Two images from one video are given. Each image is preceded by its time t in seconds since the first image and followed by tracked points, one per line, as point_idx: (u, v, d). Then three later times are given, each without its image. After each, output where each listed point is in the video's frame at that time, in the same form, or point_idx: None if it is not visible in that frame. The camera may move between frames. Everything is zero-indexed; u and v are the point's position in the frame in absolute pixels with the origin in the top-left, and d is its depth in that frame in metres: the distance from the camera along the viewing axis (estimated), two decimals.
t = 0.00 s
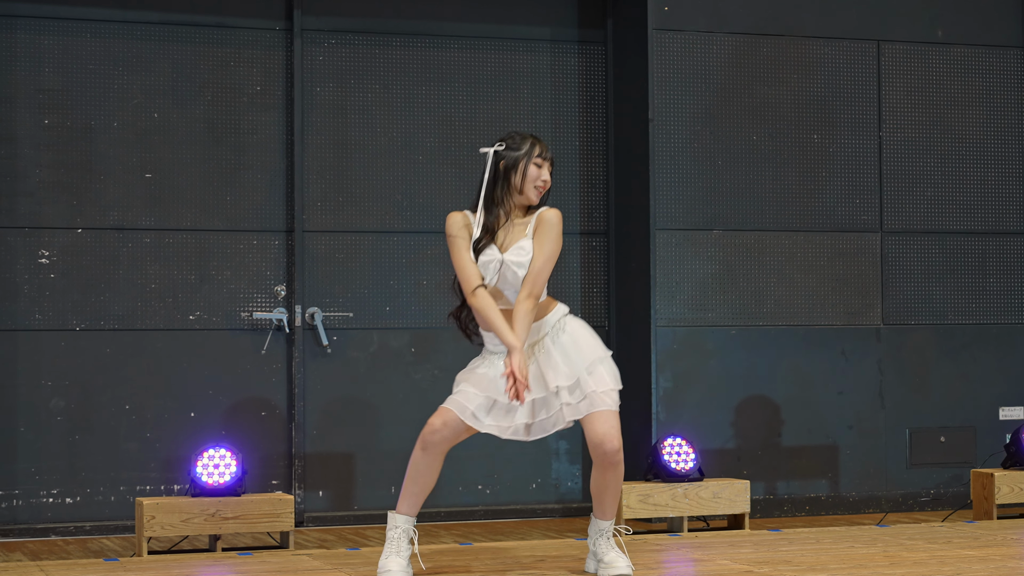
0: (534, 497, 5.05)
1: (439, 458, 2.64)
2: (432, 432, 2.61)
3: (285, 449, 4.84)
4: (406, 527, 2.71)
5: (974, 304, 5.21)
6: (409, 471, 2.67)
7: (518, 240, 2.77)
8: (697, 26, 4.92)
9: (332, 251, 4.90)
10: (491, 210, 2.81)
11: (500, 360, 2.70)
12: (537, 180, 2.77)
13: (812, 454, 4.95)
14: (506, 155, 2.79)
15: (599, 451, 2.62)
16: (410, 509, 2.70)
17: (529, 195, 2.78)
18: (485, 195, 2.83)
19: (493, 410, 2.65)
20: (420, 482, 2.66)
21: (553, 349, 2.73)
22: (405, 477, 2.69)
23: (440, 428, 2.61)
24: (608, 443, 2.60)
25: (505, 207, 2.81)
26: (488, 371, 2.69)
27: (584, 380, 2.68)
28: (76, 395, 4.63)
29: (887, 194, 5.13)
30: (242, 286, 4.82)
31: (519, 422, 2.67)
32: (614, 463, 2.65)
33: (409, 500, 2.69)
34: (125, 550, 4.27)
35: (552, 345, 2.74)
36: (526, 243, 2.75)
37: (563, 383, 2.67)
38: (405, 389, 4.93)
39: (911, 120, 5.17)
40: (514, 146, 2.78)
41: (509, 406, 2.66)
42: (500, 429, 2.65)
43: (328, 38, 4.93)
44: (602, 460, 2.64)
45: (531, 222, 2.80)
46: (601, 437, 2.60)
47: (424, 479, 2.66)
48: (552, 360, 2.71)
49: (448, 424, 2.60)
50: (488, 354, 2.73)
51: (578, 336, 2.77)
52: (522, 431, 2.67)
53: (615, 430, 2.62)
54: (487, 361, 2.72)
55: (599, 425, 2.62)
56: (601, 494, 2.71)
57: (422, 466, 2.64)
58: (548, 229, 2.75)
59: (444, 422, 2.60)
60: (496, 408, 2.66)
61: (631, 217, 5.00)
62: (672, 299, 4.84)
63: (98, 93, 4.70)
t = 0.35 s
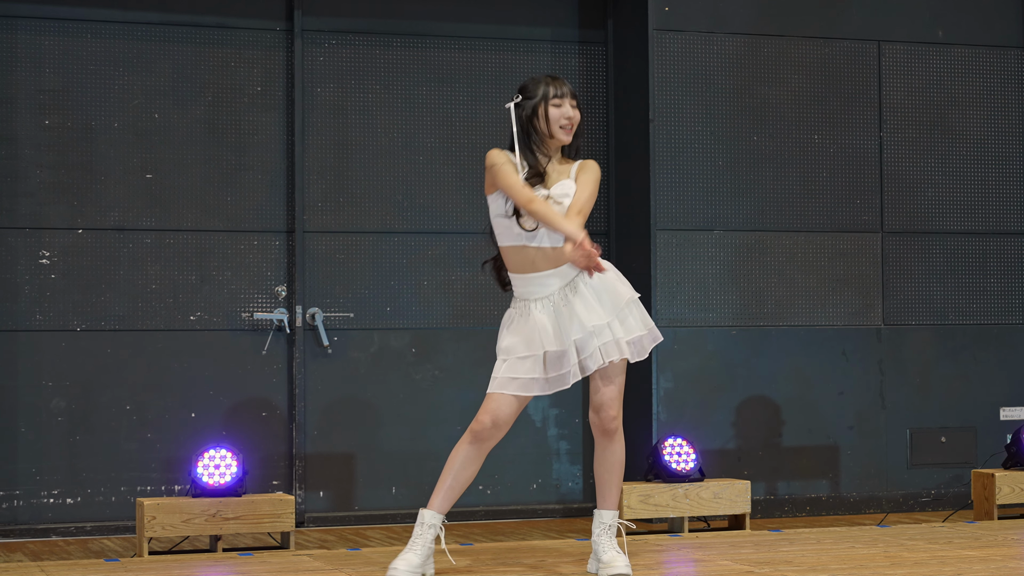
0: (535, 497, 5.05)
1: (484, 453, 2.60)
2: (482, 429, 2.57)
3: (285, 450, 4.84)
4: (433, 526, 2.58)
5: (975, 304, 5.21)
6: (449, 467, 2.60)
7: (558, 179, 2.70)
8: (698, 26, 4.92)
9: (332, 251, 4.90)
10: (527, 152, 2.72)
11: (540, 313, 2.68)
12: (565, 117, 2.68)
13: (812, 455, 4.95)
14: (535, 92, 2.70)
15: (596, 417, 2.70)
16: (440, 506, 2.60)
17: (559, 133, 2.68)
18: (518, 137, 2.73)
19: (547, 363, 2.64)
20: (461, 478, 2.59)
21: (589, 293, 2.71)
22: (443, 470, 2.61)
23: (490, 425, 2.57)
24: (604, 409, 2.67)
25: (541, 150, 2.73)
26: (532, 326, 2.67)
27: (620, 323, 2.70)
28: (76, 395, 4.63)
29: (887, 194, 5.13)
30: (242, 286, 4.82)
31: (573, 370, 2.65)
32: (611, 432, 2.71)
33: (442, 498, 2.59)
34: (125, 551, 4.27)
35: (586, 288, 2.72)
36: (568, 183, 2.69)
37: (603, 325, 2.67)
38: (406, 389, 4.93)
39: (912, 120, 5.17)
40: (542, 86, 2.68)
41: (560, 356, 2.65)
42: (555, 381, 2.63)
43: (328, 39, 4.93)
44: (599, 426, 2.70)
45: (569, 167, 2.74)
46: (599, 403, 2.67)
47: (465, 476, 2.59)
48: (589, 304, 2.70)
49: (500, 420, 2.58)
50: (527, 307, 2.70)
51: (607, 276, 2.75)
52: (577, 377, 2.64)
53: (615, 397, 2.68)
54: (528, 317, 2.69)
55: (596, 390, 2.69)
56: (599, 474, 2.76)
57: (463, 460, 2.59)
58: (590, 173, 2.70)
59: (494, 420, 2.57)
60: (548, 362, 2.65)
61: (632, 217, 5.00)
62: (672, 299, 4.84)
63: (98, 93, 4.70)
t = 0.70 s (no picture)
0: (535, 498, 5.04)
1: (463, 439, 2.66)
2: (459, 417, 2.62)
3: (286, 450, 4.84)
4: (433, 521, 2.64)
5: (975, 305, 5.20)
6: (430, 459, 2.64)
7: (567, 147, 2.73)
8: (698, 26, 4.92)
9: (332, 252, 4.90)
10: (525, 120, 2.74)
11: (518, 283, 2.66)
12: (548, 85, 2.72)
13: (812, 455, 4.95)
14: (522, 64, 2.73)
15: (580, 417, 2.71)
16: (433, 500, 2.65)
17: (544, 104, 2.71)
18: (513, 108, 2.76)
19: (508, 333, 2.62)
20: (444, 468, 2.63)
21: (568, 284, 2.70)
22: (425, 464, 2.65)
23: (466, 412, 2.62)
24: (589, 408, 2.69)
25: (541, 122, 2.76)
26: (502, 293, 2.65)
27: (591, 325, 2.68)
28: (77, 396, 4.63)
29: (888, 194, 5.13)
30: (242, 287, 4.82)
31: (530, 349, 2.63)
32: (596, 430, 2.73)
33: (432, 493, 2.64)
34: (125, 551, 4.27)
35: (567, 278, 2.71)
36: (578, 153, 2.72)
37: (573, 320, 2.66)
38: (406, 390, 4.93)
39: (912, 120, 5.17)
40: (526, 60, 2.72)
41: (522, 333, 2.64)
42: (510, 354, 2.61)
43: (329, 39, 4.93)
44: (585, 426, 2.72)
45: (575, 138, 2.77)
46: (583, 403, 2.69)
47: (448, 464, 2.64)
48: (565, 295, 2.69)
49: (475, 406, 2.63)
50: (506, 272, 2.67)
51: (588, 277, 2.75)
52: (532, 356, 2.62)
53: (594, 395, 2.71)
54: (504, 282, 2.67)
55: (577, 392, 2.70)
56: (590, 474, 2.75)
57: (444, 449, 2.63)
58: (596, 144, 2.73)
59: (468, 404, 2.62)
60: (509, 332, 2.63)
61: (632, 217, 5.00)
62: (672, 299, 4.84)
63: (98, 94, 4.70)
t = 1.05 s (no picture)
0: (535, 498, 5.04)
1: (452, 433, 2.65)
2: (449, 412, 2.61)
3: (286, 451, 4.84)
4: (432, 520, 2.61)
5: (975, 305, 5.20)
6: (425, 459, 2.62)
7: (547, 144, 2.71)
8: (698, 26, 4.92)
9: (333, 252, 4.90)
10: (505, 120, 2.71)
11: (493, 270, 2.62)
12: (542, 92, 2.66)
13: (813, 456, 4.95)
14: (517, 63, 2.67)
15: (560, 424, 2.68)
16: (430, 499, 2.61)
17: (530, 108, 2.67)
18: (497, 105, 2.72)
19: (474, 316, 2.57)
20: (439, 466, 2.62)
21: (545, 284, 2.65)
22: (418, 463, 2.62)
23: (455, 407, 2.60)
24: (568, 416, 2.66)
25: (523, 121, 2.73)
26: (477, 278, 2.61)
27: (559, 326, 2.62)
28: (77, 396, 4.62)
29: (888, 195, 5.13)
30: (243, 287, 4.82)
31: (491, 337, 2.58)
32: (577, 434, 2.70)
33: (430, 492, 2.60)
34: (125, 552, 4.27)
35: (544, 276, 2.65)
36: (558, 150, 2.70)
37: (542, 319, 2.61)
38: (406, 390, 4.93)
39: (912, 121, 5.17)
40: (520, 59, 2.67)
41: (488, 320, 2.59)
42: (474, 339, 2.55)
43: (329, 39, 4.93)
44: (565, 432, 2.69)
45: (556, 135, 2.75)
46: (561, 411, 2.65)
47: (441, 460, 2.62)
48: (538, 292, 2.64)
49: (461, 401, 2.60)
50: (482, 258, 2.63)
51: (566, 280, 2.70)
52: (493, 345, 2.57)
53: (572, 400, 2.68)
54: (479, 266, 2.63)
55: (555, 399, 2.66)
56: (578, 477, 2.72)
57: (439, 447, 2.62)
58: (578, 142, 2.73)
59: (455, 399, 2.59)
60: (475, 316, 2.57)
61: (633, 218, 5.00)
62: (672, 300, 4.84)
63: (98, 94, 4.70)
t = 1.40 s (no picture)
0: (535, 499, 5.04)
1: (454, 440, 2.63)
2: (450, 419, 2.59)
3: (287, 451, 4.84)
4: (427, 523, 2.62)
5: (976, 306, 5.20)
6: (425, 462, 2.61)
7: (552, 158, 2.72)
8: (699, 27, 4.92)
9: (333, 253, 4.90)
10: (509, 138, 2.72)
11: (504, 278, 2.61)
12: (541, 116, 2.62)
13: (813, 456, 4.95)
14: (520, 85, 2.63)
15: (579, 432, 2.62)
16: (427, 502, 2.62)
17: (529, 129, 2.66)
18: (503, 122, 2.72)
19: (482, 323, 2.56)
20: (437, 471, 2.61)
21: (557, 292, 2.63)
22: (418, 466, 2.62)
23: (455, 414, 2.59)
24: (588, 424, 2.60)
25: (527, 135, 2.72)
26: (488, 286, 2.61)
27: (569, 333, 2.59)
28: (77, 397, 4.62)
29: (888, 195, 5.13)
30: (243, 288, 4.82)
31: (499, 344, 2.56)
32: (595, 443, 2.65)
33: (427, 496, 2.62)
34: (126, 553, 4.27)
35: (556, 285, 2.64)
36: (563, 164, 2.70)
37: (553, 326, 2.58)
38: (407, 391, 4.93)
39: (913, 121, 5.17)
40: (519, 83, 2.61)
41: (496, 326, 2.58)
42: (482, 346, 2.54)
43: (329, 40, 4.93)
44: (583, 441, 2.63)
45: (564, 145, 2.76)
46: (582, 418, 2.60)
47: (442, 466, 2.61)
48: (550, 300, 2.62)
49: (464, 408, 2.59)
50: (495, 267, 2.63)
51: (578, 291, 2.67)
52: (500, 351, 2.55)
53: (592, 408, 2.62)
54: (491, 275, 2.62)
55: (576, 405, 2.61)
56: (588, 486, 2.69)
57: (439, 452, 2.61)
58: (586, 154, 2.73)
59: (457, 407, 2.58)
60: (483, 323, 2.56)
61: (633, 218, 5.00)
62: (672, 301, 4.84)
63: (99, 95, 4.70)
